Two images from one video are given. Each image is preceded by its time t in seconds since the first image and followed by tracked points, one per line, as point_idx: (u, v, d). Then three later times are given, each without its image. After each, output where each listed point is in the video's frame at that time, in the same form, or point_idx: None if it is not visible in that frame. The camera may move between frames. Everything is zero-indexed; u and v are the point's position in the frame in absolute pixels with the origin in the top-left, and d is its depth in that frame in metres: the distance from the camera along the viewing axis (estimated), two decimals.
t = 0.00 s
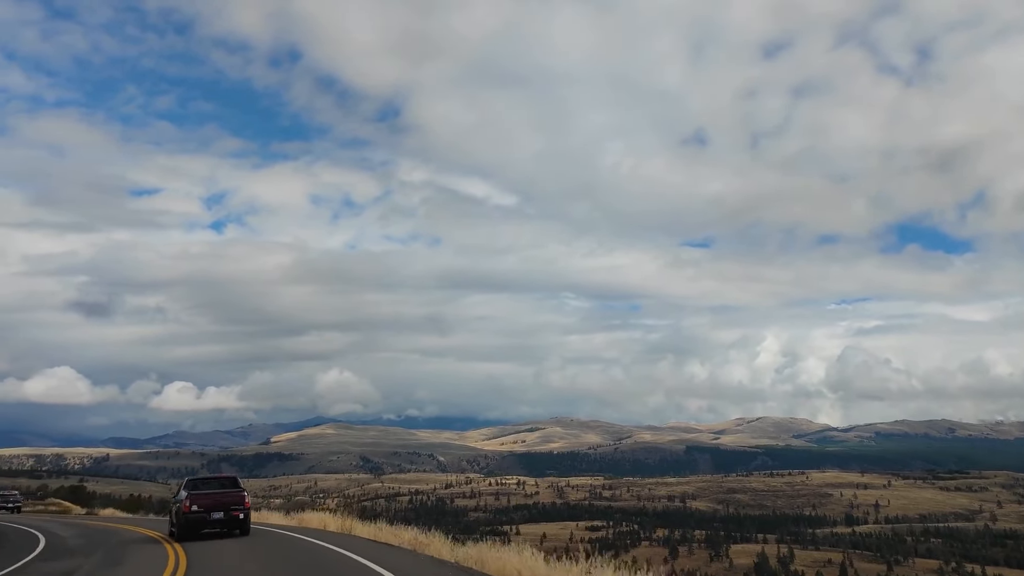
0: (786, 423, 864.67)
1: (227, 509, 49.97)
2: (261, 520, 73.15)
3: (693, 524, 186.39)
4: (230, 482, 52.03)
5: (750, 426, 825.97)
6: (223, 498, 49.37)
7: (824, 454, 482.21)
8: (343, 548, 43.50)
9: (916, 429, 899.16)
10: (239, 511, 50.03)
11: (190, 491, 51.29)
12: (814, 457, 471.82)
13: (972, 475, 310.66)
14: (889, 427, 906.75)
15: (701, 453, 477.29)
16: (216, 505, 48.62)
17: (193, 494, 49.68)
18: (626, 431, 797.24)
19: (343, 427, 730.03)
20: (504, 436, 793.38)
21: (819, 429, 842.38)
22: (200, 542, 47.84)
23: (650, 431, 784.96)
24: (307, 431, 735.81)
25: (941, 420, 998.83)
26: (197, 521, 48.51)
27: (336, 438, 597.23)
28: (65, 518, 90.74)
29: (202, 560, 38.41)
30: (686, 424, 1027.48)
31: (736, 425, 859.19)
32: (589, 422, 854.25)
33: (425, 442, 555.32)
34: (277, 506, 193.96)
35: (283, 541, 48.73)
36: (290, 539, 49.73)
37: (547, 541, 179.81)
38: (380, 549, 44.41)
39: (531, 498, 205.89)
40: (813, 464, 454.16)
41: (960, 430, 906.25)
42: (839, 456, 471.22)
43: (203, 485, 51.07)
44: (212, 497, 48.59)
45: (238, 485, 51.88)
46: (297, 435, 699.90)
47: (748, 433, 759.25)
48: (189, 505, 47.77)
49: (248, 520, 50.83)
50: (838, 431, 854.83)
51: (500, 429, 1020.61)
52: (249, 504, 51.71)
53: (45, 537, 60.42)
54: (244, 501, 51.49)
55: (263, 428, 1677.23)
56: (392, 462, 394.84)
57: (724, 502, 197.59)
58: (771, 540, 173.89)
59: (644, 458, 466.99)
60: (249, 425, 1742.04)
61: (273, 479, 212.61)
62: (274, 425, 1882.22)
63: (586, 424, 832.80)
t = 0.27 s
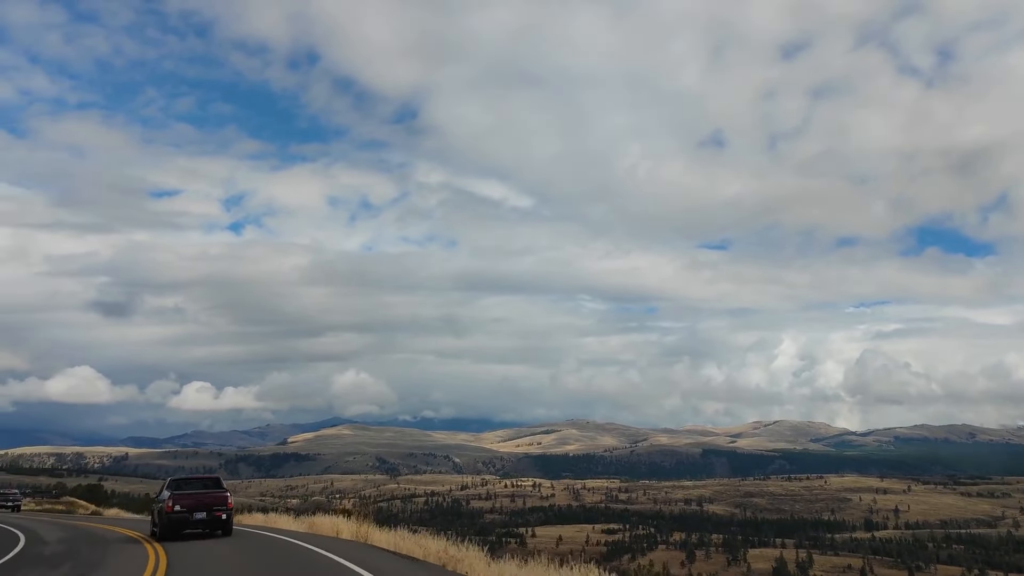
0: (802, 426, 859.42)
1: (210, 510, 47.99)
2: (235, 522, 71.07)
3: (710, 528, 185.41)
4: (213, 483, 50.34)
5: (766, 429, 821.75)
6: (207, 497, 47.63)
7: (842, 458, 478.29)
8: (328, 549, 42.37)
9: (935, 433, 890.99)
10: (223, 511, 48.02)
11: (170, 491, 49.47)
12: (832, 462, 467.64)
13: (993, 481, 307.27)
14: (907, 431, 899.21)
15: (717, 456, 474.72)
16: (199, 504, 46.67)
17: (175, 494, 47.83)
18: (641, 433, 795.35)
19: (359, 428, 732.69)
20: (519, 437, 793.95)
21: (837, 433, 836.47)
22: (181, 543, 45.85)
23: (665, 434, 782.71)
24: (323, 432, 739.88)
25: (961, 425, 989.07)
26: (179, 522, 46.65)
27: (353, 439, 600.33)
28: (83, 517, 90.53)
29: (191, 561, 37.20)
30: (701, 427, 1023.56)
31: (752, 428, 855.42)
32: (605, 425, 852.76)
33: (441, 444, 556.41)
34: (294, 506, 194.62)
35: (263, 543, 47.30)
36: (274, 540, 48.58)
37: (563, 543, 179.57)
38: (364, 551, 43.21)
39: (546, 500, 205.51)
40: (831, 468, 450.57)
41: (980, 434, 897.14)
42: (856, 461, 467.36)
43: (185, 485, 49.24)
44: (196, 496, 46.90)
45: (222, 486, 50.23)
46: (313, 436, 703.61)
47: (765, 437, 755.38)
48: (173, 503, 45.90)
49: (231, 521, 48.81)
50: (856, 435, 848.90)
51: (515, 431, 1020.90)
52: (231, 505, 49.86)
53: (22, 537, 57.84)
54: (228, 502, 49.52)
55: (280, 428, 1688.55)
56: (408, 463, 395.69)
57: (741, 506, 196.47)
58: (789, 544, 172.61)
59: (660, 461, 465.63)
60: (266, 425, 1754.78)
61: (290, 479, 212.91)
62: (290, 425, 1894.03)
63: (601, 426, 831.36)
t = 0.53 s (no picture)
0: (832, 431, 849.44)
1: (204, 510, 48.49)
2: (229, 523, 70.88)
3: (738, 533, 183.79)
4: (208, 484, 50.79)
5: (795, 433, 812.99)
6: (202, 497, 48.03)
7: (872, 463, 471.87)
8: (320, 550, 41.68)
9: (969, 439, 875.42)
10: (217, 512, 48.47)
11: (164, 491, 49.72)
12: (862, 467, 460.98)
13: None
14: (940, 436, 884.63)
15: (745, 460, 470.64)
16: (194, 504, 47.20)
17: (170, 495, 48.22)
18: (668, 437, 790.99)
19: (386, 429, 736.81)
20: (546, 440, 793.86)
21: (867, 438, 825.15)
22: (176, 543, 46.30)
23: (692, 437, 778.00)
24: (351, 433, 745.97)
25: (996, 430, 970.53)
26: (173, 522, 47.07)
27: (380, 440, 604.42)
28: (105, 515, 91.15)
29: (183, 560, 37.03)
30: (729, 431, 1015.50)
31: (781, 432, 846.93)
32: (631, 428, 849.33)
33: (467, 446, 558.05)
34: (322, 506, 196.12)
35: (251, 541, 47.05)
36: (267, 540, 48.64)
37: (589, 546, 179.21)
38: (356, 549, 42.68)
39: (573, 503, 205.04)
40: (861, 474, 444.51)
41: (1017, 441, 879.69)
42: (887, 466, 460.73)
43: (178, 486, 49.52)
44: (193, 494, 47.36)
45: (216, 486, 50.74)
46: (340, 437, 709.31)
47: (793, 441, 747.54)
48: (168, 502, 46.38)
49: (225, 521, 49.22)
50: (887, 439, 836.97)
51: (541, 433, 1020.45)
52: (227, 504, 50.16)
53: (20, 536, 57.74)
54: (222, 503, 49.96)
55: (309, 429, 1705.23)
56: (434, 464, 397.69)
57: (770, 511, 194.59)
58: (819, 550, 170.62)
59: (687, 464, 464.32)
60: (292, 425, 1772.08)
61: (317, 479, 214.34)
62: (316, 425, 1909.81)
63: (628, 429, 828.12)
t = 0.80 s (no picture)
0: (864, 434, 839.16)
1: (200, 510, 47.05)
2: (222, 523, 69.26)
3: (769, 537, 181.94)
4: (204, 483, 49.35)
5: (826, 437, 804.32)
6: (197, 496, 46.61)
7: (904, 467, 465.12)
8: (313, 550, 39.30)
9: (1005, 443, 859.60)
10: (212, 512, 47.03)
11: (159, 488, 48.36)
12: (894, 471, 454.47)
13: None
14: (975, 441, 869.83)
15: (775, 464, 466.26)
16: (190, 503, 45.80)
17: (166, 493, 46.86)
18: (696, 439, 786.64)
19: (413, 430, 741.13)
20: (573, 442, 793.82)
21: (900, 442, 813.63)
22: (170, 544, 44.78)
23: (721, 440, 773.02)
24: (380, 433, 753.14)
25: None
26: (168, 521, 45.70)
27: (408, 440, 608.03)
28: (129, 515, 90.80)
29: (177, 559, 34.88)
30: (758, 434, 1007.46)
31: (811, 435, 838.42)
32: (659, 430, 846.22)
33: (495, 447, 559.52)
34: (351, 505, 197.43)
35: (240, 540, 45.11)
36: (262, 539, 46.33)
37: (618, 549, 178.47)
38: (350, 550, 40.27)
39: (601, 505, 204.37)
40: (893, 478, 438.18)
41: None
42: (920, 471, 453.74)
43: (174, 485, 48.19)
44: (189, 494, 46.01)
45: (213, 486, 49.41)
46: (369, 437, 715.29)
47: (824, 444, 739.88)
48: (163, 502, 45.05)
49: (220, 521, 47.80)
50: (920, 444, 825.00)
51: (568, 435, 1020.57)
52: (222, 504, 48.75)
53: (19, 532, 56.84)
54: (217, 502, 48.58)
55: (338, 429, 1723.82)
56: (461, 465, 399.23)
57: (801, 515, 192.45)
58: (852, 556, 168.28)
59: (715, 468, 464.02)
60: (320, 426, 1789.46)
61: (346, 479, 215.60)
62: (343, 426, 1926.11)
63: (655, 431, 825.36)
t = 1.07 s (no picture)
0: (898, 437, 827.84)
1: (198, 508, 47.09)
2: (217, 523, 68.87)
3: (801, 540, 180.03)
4: (201, 483, 49.25)
5: (859, 440, 794.36)
6: (195, 495, 46.53)
7: (938, 471, 457.74)
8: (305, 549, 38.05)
9: None
10: (209, 511, 46.90)
11: (158, 487, 48.37)
12: (929, 474, 447.18)
13: None
14: (1013, 445, 853.18)
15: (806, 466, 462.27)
16: (187, 503, 45.71)
17: (164, 492, 46.97)
18: (726, 442, 781.60)
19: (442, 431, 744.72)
20: (602, 443, 793.31)
21: (935, 445, 800.81)
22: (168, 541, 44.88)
23: (751, 442, 767.20)
24: (410, 434, 758.18)
25: None
26: (166, 519, 45.73)
27: (437, 441, 611.50)
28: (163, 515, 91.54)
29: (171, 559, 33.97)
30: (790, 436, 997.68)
31: (843, 438, 828.82)
32: (688, 433, 841.88)
33: (524, 448, 560.92)
34: (380, 506, 198.57)
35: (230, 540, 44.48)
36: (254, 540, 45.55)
37: (647, 552, 177.79)
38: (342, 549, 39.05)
39: (630, 507, 203.60)
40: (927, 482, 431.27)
41: None
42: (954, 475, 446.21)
43: (173, 485, 48.17)
44: (186, 494, 45.92)
45: (210, 486, 49.32)
46: (398, 438, 720.72)
47: (857, 448, 730.73)
48: (162, 501, 44.97)
49: (218, 520, 47.78)
50: (956, 447, 811.49)
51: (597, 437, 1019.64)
52: (220, 504, 48.55)
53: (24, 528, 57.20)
54: (215, 502, 48.53)
55: (367, 430, 1740.26)
56: (490, 467, 400.53)
57: (833, 519, 190.13)
58: (887, 560, 165.86)
59: (746, 470, 464.57)
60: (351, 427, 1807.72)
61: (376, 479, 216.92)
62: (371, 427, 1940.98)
63: (685, 433, 821.21)
